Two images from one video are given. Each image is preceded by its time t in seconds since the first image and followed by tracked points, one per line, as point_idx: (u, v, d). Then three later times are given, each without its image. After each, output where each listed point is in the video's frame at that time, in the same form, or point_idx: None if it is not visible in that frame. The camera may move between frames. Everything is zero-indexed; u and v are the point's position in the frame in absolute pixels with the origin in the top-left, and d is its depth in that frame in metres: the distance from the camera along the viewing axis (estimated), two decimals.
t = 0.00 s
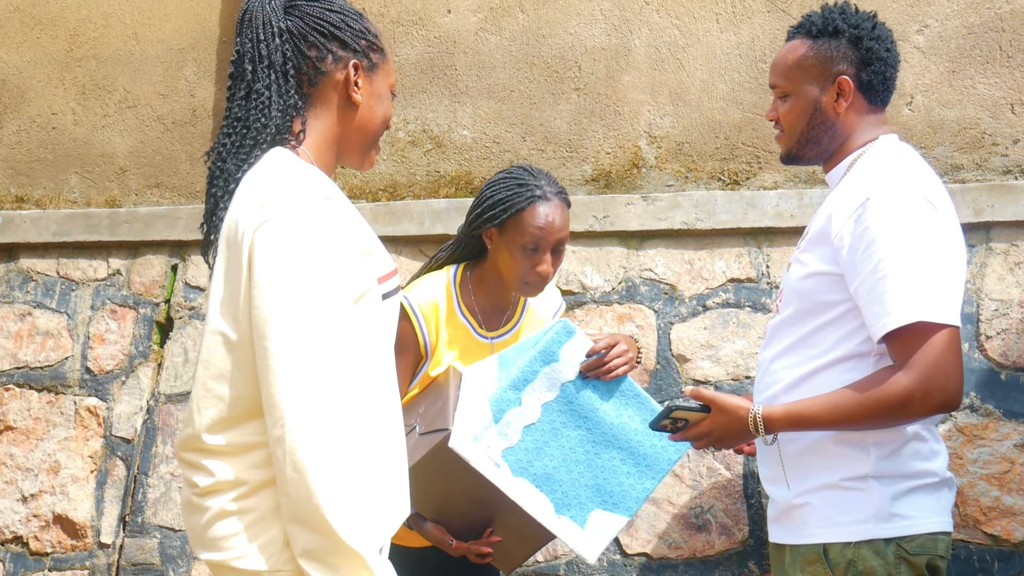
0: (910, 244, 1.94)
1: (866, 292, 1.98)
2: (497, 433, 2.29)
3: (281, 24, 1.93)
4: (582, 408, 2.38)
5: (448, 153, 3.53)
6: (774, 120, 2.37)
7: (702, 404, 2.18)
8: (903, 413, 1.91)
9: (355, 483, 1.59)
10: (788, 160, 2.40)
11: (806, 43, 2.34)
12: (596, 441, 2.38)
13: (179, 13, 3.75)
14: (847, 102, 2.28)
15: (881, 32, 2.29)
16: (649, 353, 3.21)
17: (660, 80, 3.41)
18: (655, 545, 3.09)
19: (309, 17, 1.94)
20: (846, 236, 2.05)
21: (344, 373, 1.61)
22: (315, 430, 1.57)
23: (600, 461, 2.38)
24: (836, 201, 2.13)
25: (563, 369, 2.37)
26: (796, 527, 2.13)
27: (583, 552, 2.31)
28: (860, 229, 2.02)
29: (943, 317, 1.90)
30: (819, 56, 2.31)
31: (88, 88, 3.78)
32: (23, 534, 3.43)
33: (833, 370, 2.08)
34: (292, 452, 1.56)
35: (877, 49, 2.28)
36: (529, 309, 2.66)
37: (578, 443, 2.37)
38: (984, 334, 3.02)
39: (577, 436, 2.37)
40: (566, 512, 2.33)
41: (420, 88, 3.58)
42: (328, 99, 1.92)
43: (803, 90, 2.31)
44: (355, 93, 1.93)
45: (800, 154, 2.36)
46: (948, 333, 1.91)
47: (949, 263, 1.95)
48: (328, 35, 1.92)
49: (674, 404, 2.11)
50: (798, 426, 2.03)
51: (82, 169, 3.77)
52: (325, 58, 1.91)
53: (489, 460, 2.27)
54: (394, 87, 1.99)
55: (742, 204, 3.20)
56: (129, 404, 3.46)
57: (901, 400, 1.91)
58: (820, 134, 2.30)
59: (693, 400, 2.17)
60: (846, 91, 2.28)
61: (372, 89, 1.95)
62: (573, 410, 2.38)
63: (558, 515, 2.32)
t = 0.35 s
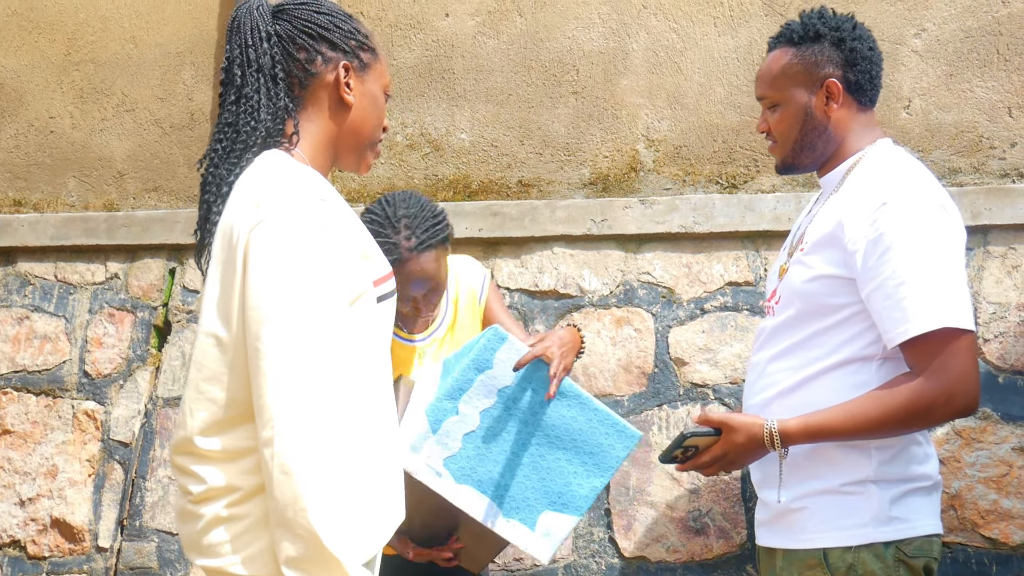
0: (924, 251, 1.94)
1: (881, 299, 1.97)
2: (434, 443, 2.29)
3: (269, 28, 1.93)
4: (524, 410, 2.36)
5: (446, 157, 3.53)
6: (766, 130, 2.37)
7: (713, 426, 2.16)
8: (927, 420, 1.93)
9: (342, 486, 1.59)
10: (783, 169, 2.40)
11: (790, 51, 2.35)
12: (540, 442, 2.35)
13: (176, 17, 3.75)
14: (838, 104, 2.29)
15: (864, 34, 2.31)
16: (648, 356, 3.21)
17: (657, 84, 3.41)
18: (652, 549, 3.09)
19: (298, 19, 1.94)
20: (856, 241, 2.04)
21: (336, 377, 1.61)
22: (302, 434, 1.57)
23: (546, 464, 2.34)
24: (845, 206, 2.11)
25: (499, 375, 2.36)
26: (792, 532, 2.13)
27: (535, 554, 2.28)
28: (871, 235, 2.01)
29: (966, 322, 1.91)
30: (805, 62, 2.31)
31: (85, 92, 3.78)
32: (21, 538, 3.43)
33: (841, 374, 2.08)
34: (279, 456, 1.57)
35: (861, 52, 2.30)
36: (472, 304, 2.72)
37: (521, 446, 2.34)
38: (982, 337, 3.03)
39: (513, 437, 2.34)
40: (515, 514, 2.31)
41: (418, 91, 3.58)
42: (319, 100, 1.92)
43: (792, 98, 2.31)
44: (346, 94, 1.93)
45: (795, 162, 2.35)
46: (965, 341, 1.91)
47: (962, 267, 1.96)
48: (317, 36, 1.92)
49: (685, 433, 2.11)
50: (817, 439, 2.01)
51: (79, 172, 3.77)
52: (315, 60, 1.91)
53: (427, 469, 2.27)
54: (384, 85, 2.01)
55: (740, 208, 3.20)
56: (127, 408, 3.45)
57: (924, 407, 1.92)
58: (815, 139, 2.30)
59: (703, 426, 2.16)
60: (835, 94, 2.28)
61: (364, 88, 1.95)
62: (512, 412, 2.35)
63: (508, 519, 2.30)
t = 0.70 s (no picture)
0: (910, 248, 1.96)
1: (869, 298, 1.98)
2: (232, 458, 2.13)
3: (247, 47, 1.98)
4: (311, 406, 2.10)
5: (446, 159, 3.53)
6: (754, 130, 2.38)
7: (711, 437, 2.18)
8: (917, 418, 1.93)
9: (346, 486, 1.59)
10: (772, 170, 2.40)
11: (782, 50, 2.36)
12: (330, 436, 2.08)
13: (176, 19, 3.76)
14: (829, 104, 2.29)
15: (854, 36, 2.33)
16: (647, 358, 3.21)
17: (657, 86, 3.42)
18: (652, 551, 3.09)
19: (277, 30, 1.98)
20: (843, 242, 2.05)
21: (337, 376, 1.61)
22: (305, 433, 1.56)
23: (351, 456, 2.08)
24: (833, 208, 2.12)
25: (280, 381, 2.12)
26: (790, 535, 2.12)
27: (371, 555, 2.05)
28: (858, 235, 2.03)
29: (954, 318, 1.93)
30: (797, 62, 2.32)
31: (85, 94, 3.78)
32: (20, 540, 3.43)
33: (834, 375, 2.08)
34: (282, 456, 1.56)
35: (852, 52, 2.31)
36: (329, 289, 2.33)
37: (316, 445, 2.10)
38: (982, 339, 3.03)
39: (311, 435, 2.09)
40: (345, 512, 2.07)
41: (417, 93, 3.58)
42: (316, 102, 1.98)
43: (783, 97, 2.32)
44: (343, 89, 1.99)
45: (786, 163, 2.35)
46: (955, 336, 1.94)
47: (948, 262, 1.99)
48: (298, 41, 1.97)
49: (679, 450, 2.17)
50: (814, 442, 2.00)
51: (79, 175, 3.77)
52: (302, 65, 1.97)
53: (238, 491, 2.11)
54: (379, 68, 2.07)
55: (739, 210, 3.20)
56: (127, 411, 3.44)
57: (916, 406, 1.92)
58: (805, 139, 2.30)
59: (699, 438, 2.19)
60: (826, 93, 2.28)
61: (358, 79, 2.01)
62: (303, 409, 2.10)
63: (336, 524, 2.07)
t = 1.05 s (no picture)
0: (895, 257, 1.96)
1: (855, 306, 1.98)
2: None
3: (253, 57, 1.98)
4: None
5: (442, 169, 3.53)
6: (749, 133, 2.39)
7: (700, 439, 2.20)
8: (895, 427, 1.92)
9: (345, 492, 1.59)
10: (764, 175, 2.41)
11: (785, 55, 2.37)
12: None
13: (173, 30, 3.76)
14: (826, 112, 2.30)
15: (856, 49, 2.35)
16: (644, 369, 3.21)
17: (653, 96, 3.42)
18: (649, 561, 3.09)
19: (286, 39, 1.98)
20: (829, 250, 2.06)
21: (334, 385, 1.61)
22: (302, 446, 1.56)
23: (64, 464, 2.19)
24: (820, 217, 2.13)
25: None
26: (784, 544, 2.12)
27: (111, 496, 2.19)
28: (844, 244, 2.04)
29: (933, 329, 1.92)
30: (799, 67, 2.33)
31: (82, 105, 3.78)
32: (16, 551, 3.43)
33: (822, 385, 2.08)
34: (280, 468, 1.56)
35: (852, 63, 2.33)
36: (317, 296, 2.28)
37: None
38: (978, 349, 3.03)
39: None
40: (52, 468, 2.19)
41: (414, 104, 3.58)
42: (322, 113, 1.97)
43: (781, 101, 2.33)
44: (350, 101, 1.98)
45: (778, 167, 2.36)
46: (938, 347, 1.93)
47: (936, 273, 1.98)
48: (307, 53, 1.97)
49: (660, 446, 2.20)
50: (792, 447, 2.02)
51: (76, 185, 3.77)
52: (310, 76, 1.96)
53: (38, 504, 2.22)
54: (387, 83, 2.05)
55: (736, 220, 3.20)
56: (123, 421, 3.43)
57: (896, 414, 1.91)
58: (800, 144, 2.31)
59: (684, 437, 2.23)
60: (825, 102, 2.29)
61: (365, 94, 1.99)
62: None
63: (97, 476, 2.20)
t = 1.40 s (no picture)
0: (899, 254, 1.97)
1: (858, 307, 1.98)
2: None
3: (293, 69, 1.99)
4: None
5: (442, 172, 3.54)
6: (763, 125, 2.35)
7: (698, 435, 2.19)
8: (895, 427, 1.92)
9: (369, 516, 1.62)
10: (769, 170, 2.38)
11: (809, 54, 2.36)
12: None
13: (173, 32, 3.76)
14: (846, 115, 2.30)
15: (870, 65, 2.40)
16: (643, 371, 3.21)
17: (652, 99, 3.43)
18: (648, 564, 3.08)
19: (325, 54, 1.99)
20: (831, 252, 2.07)
21: (345, 404, 1.62)
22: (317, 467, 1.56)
23: None
24: (823, 219, 2.13)
25: None
26: (782, 545, 2.11)
27: None
28: (847, 246, 2.04)
29: (938, 330, 1.93)
30: (824, 67, 2.33)
31: (81, 107, 3.79)
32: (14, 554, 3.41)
33: (824, 387, 2.08)
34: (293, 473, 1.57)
35: (867, 77, 2.38)
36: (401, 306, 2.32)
37: None
38: (977, 351, 3.03)
39: None
40: None
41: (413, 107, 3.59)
42: (356, 132, 1.98)
43: (803, 99, 2.31)
44: (384, 121, 1.98)
45: (789, 163, 2.33)
46: (939, 348, 1.93)
47: (937, 275, 1.99)
48: (342, 70, 1.98)
49: (662, 442, 2.16)
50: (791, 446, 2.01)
51: (75, 188, 3.77)
52: (346, 94, 1.97)
53: None
54: (423, 101, 2.05)
55: (735, 222, 3.20)
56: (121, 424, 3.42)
57: (896, 415, 1.91)
58: (817, 143, 2.29)
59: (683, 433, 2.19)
60: (846, 105, 2.30)
61: (400, 115, 1.99)
62: None
63: None
